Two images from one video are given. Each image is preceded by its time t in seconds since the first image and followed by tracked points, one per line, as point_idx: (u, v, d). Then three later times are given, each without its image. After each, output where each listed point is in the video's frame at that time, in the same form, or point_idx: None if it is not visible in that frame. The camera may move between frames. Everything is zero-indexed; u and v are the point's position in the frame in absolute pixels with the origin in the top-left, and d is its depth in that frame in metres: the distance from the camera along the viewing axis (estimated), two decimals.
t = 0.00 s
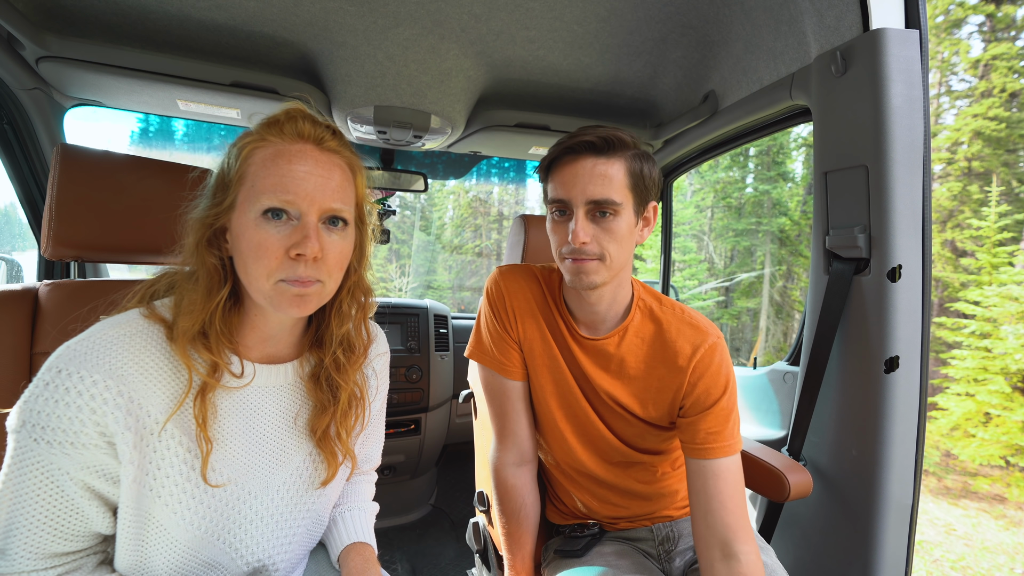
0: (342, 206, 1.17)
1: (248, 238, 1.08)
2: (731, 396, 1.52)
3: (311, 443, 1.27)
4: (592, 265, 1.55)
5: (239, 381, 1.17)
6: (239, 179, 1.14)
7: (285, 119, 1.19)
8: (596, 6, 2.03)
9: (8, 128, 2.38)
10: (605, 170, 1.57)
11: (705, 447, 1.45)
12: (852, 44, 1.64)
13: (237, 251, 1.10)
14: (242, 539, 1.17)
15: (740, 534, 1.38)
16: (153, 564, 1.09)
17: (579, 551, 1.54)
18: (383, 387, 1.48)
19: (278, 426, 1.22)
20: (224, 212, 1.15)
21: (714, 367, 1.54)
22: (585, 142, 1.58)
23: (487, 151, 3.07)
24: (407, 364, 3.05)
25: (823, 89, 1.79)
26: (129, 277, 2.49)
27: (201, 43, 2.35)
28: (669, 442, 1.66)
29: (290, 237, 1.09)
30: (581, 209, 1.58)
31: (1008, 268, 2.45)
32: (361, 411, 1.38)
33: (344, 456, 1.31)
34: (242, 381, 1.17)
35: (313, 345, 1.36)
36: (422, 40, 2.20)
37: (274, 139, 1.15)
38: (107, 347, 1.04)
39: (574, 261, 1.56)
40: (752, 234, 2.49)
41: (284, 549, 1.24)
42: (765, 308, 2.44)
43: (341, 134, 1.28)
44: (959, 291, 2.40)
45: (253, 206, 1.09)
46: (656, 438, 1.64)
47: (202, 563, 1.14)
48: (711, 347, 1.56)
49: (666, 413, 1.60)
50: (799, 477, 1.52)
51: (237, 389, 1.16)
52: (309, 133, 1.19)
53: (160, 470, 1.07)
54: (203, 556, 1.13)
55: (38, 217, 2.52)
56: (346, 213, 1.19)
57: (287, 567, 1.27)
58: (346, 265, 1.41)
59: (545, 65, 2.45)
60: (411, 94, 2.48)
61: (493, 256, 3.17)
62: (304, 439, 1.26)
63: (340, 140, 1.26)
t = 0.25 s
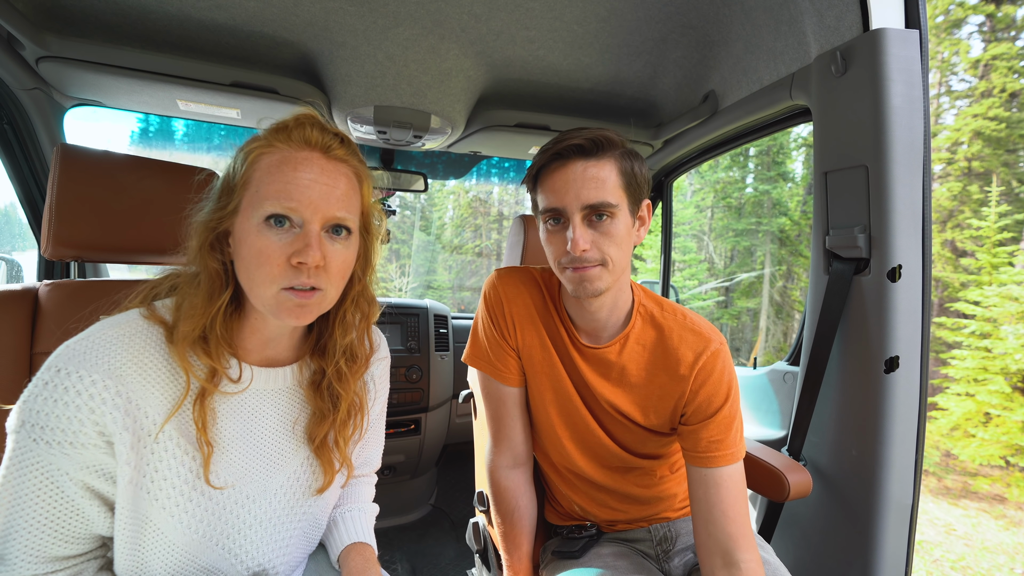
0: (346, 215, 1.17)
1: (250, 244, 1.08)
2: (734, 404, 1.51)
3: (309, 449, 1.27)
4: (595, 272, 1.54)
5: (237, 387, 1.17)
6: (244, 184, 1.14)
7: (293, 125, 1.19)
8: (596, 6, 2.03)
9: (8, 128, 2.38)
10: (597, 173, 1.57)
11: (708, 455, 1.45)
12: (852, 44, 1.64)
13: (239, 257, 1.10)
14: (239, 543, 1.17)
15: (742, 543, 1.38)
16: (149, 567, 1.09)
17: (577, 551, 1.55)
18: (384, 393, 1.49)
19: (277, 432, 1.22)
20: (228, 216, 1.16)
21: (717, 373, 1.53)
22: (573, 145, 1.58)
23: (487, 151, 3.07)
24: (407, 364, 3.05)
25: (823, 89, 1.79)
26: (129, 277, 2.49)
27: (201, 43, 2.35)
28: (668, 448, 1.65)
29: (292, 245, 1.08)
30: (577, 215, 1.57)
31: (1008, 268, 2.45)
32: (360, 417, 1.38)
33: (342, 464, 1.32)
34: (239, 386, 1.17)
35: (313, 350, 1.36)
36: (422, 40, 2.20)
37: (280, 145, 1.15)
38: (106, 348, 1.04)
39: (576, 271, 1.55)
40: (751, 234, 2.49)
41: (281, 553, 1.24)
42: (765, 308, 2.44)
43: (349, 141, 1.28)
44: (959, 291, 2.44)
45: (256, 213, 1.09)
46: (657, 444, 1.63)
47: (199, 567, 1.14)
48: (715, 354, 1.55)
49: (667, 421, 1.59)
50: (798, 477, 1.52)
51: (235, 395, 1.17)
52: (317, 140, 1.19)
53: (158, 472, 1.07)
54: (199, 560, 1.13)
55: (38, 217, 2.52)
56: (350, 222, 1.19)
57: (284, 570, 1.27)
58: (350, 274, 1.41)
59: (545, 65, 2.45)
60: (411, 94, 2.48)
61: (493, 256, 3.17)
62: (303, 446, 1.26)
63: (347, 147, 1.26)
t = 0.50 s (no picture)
0: (348, 226, 1.18)
1: (251, 250, 1.09)
2: (735, 404, 1.51)
3: (309, 445, 1.27)
4: (592, 269, 1.54)
5: (238, 384, 1.17)
6: (246, 188, 1.13)
7: (296, 128, 1.18)
8: (596, 6, 2.03)
9: (8, 128, 2.38)
10: (591, 170, 1.57)
11: (710, 457, 1.45)
12: (852, 44, 1.64)
13: (238, 260, 1.11)
14: (239, 540, 1.17)
15: (742, 544, 1.38)
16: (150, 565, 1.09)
17: (575, 551, 1.55)
18: (383, 391, 1.49)
19: (277, 428, 1.22)
20: (230, 218, 1.15)
21: (717, 374, 1.53)
22: (564, 143, 1.59)
23: (487, 151, 3.07)
24: (407, 364, 3.06)
25: (823, 89, 1.79)
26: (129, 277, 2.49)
27: (202, 43, 2.35)
28: (668, 449, 1.65)
29: (294, 253, 1.09)
30: (572, 212, 1.57)
31: (1008, 267, 2.45)
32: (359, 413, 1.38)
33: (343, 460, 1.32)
34: (241, 384, 1.18)
35: (312, 347, 1.36)
36: (422, 40, 2.20)
37: (283, 150, 1.14)
38: (107, 345, 1.04)
39: (573, 269, 1.55)
40: (751, 234, 2.49)
41: (281, 551, 1.24)
42: (765, 308, 2.44)
43: (354, 147, 1.27)
44: (959, 291, 2.43)
45: (258, 220, 1.10)
46: (657, 445, 1.63)
47: (198, 564, 1.14)
48: (715, 354, 1.55)
49: (667, 422, 1.59)
50: (798, 477, 1.52)
51: (238, 392, 1.17)
52: (322, 147, 1.18)
53: (159, 470, 1.07)
54: (199, 557, 1.13)
55: (38, 217, 2.52)
56: (352, 231, 1.20)
57: (284, 569, 1.26)
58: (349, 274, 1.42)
59: (545, 65, 2.45)
60: (411, 94, 2.48)
61: (493, 256, 3.16)
62: (303, 442, 1.26)
63: (352, 155, 1.24)
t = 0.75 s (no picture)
0: (345, 215, 1.20)
1: (254, 243, 1.10)
2: (744, 405, 1.47)
3: (307, 437, 1.26)
4: (586, 265, 1.54)
5: (237, 378, 1.17)
6: (243, 183, 1.14)
7: (289, 121, 1.19)
8: (596, 6, 2.04)
9: (8, 128, 2.38)
10: (586, 166, 1.57)
11: (725, 462, 1.42)
12: (852, 44, 1.64)
13: (240, 254, 1.12)
14: (243, 536, 1.16)
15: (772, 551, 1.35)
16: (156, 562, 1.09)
17: (573, 551, 1.56)
18: (381, 380, 1.50)
19: (276, 421, 1.22)
20: (227, 213, 1.15)
21: (722, 374, 1.50)
22: (557, 139, 1.60)
23: (487, 151, 3.07)
24: (407, 364, 3.06)
25: (823, 89, 1.79)
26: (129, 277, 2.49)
27: (202, 43, 2.36)
28: (669, 452, 1.62)
29: (298, 243, 1.11)
30: (566, 208, 1.58)
31: (1008, 267, 2.44)
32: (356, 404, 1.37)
33: (342, 451, 1.31)
34: (238, 378, 1.18)
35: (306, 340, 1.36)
36: (422, 40, 2.20)
37: (279, 143, 1.16)
38: (106, 341, 1.05)
39: (567, 264, 1.56)
40: (751, 234, 2.49)
41: (285, 546, 1.23)
42: (765, 308, 2.44)
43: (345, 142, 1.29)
44: (960, 291, 2.48)
45: (259, 213, 1.11)
46: (664, 447, 1.60)
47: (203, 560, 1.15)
48: (719, 355, 1.51)
49: (673, 425, 1.56)
50: (798, 477, 1.53)
51: (237, 386, 1.17)
52: (317, 139, 1.20)
53: (161, 464, 1.07)
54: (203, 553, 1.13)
55: (38, 217, 2.52)
56: (349, 220, 1.22)
57: (288, 564, 1.26)
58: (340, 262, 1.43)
59: (545, 65, 2.45)
60: (411, 94, 2.48)
61: (493, 256, 3.15)
62: (302, 434, 1.26)
63: (345, 148, 1.26)
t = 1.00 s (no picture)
0: (341, 195, 1.25)
1: (259, 227, 1.13)
2: (766, 399, 1.43)
3: (303, 426, 1.26)
4: (569, 254, 1.59)
5: (229, 370, 1.17)
6: (238, 169, 1.15)
7: (278, 109, 1.23)
8: (596, 6, 2.04)
9: (8, 128, 2.38)
10: (575, 156, 1.63)
11: (757, 459, 1.35)
12: (852, 44, 1.64)
13: (242, 238, 1.13)
14: (241, 530, 1.16)
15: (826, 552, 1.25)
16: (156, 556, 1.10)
17: (569, 550, 1.57)
18: (371, 362, 1.50)
19: (271, 411, 1.21)
20: (222, 202, 1.16)
21: (737, 370, 1.46)
22: (551, 130, 1.70)
23: (487, 151, 3.07)
24: (407, 364, 3.06)
25: (823, 89, 1.79)
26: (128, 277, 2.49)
27: (202, 43, 2.36)
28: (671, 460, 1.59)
29: (302, 222, 1.15)
30: (552, 195, 1.64)
31: (1008, 267, 2.45)
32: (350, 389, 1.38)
33: (338, 438, 1.30)
34: (232, 370, 1.18)
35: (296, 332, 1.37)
36: (422, 40, 2.20)
37: (271, 129, 1.19)
38: (98, 338, 1.05)
39: (552, 251, 1.61)
40: (751, 234, 2.49)
41: (284, 540, 1.23)
42: (765, 308, 2.44)
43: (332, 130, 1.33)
44: (960, 291, 2.42)
45: (262, 195, 1.13)
46: (677, 446, 1.56)
47: (203, 556, 1.15)
48: (733, 351, 1.49)
49: (689, 416, 1.52)
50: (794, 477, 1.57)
51: (230, 377, 1.17)
52: (309, 126, 1.24)
53: (157, 459, 1.08)
54: (203, 547, 1.14)
55: (38, 217, 2.52)
56: (343, 202, 1.27)
57: (287, 557, 1.26)
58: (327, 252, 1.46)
59: (545, 65, 2.45)
60: (411, 94, 2.48)
61: (493, 256, 3.14)
62: (296, 422, 1.25)
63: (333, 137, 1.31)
